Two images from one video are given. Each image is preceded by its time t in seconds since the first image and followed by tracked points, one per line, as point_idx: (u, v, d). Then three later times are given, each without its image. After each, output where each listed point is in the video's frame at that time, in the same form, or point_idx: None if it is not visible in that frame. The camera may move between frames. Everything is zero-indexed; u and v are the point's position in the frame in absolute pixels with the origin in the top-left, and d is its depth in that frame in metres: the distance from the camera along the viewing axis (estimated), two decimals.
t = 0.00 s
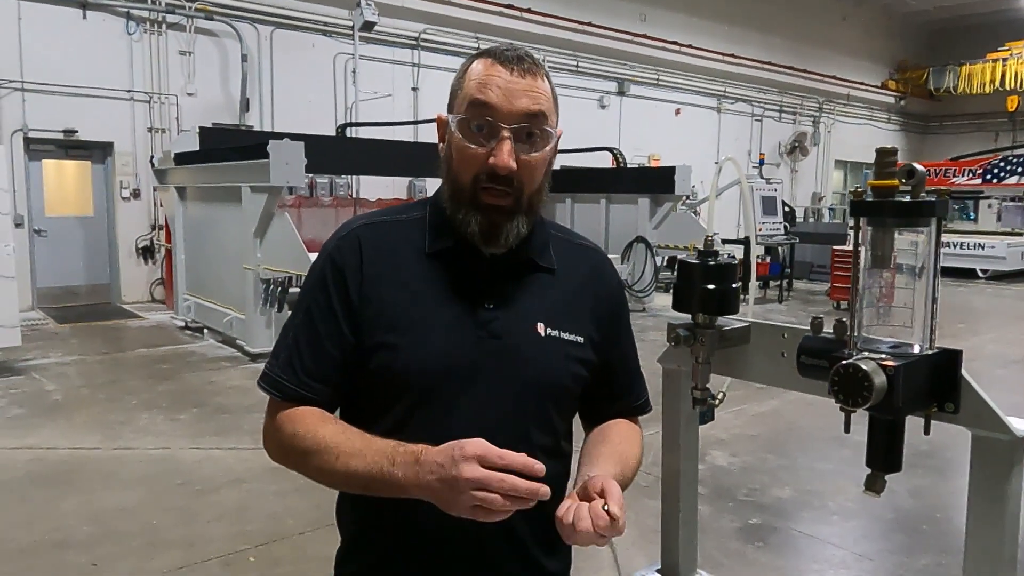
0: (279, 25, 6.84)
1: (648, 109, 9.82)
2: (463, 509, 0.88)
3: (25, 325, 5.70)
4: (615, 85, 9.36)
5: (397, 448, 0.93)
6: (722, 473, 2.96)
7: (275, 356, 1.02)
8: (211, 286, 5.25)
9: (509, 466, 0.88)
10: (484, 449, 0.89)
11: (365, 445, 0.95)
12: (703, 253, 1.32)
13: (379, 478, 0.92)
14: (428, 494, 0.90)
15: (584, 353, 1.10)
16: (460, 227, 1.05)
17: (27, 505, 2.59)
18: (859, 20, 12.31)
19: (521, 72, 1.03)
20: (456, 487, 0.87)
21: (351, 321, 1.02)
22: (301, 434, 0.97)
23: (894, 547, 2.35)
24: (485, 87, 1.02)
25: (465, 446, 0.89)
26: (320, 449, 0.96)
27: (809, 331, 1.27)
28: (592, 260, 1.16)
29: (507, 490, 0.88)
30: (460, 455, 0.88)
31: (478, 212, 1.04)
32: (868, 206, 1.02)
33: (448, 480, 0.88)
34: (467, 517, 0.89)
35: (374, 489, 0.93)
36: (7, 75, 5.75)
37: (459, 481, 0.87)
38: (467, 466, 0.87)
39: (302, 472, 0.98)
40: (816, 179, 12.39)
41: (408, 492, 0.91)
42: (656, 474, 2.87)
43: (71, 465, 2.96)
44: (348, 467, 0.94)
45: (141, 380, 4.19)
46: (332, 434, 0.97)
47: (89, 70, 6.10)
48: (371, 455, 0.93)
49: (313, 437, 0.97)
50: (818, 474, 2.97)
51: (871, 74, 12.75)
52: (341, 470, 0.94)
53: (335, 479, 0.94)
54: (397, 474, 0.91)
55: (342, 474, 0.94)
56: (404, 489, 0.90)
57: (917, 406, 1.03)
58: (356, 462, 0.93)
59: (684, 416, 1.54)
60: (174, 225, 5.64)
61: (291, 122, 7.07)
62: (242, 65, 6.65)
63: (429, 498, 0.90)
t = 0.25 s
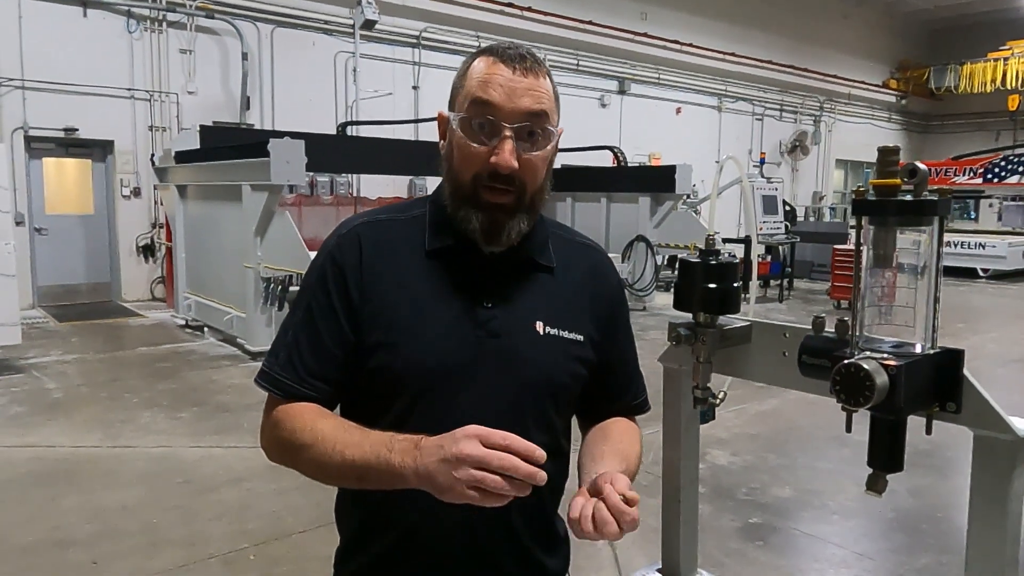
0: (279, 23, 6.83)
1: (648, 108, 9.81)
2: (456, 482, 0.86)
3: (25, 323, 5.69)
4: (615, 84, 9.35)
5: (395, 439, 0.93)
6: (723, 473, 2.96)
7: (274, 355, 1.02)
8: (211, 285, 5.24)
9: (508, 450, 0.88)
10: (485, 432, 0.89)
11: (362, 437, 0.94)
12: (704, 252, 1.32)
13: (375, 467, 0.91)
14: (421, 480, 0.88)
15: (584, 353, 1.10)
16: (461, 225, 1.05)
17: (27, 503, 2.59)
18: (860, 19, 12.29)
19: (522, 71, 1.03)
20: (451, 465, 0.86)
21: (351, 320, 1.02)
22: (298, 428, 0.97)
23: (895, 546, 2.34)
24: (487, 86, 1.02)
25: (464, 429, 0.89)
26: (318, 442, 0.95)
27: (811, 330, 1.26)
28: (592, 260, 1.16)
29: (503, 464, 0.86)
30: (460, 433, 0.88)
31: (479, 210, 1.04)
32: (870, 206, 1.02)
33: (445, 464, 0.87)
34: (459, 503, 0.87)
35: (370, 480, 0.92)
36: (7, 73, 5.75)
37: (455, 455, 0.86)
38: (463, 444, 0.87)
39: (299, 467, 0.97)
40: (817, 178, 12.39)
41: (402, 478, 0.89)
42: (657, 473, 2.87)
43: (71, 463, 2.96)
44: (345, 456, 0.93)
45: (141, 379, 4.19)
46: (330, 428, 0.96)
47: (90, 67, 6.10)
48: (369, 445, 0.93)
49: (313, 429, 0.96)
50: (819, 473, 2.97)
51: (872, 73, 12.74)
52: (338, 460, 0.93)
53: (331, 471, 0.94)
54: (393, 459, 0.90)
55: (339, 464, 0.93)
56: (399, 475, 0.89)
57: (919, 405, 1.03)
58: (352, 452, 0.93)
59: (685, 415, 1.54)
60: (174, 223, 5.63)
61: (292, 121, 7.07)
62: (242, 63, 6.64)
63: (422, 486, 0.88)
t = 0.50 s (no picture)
0: (279, 24, 6.83)
1: (649, 108, 9.80)
2: (463, 518, 0.86)
3: (26, 323, 5.70)
4: (616, 84, 9.34)
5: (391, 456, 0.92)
6: (724, 472, 2.96)
7: (275, 357, 1.02)
8: (212, 285, 5.24)
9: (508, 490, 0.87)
10: (483, 469, 0.87)
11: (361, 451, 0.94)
12: (705, 252, 1.31)
13: (375, 484, 0.91)
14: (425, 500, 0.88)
15: (585, 354, 1.10)
16: (461, 228, 1.05)
17: (28, 503, 2.60)
18: (861, 18, 12.28)
19: (523, 73, 1.02)
20: (455, 498, 0.86)
21: (351, 321, 1.01)
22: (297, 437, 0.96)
23: (896, 547, 2.34)
24: (487, 90, 1.01)
25: (465, 460, 0.88)
26: (317, 453, 0.95)
27: (812, 330, 1.26)
28: (594, 261, 1.16)
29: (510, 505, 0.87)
30: (462, 470, 0.87)
31: (479, 213, 1.04)
32: (870, 206, 1.02)
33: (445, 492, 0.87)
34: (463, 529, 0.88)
35: (370, 493, 0.91)
36: (8, 74, 5.75)
37: (460, 494, 0.86)
38: (465, 481, 0.87)
39: (300, 472, 0.97)
40: (818, 178, 12.38)
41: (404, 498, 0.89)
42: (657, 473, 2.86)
43: (72, 463, 2.96)
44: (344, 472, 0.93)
45: (142, 379, 4.19)
46: (330, 437, 0.96)
47: (91, 67, 6.10)
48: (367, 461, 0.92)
49: (312, 440, 0.96)
50: (819, 473, 2.97)
51: (873, 73, 12.73)
52: (338, 474, 0.93)
53: (331, 482, 0.94)
54: (394, 478, 0.89)
55: (338, 478, 0.93)
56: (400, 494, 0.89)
57: (921, 405, 1.02)
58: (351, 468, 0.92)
59: (686, 415, 1.54)
60: (175, 223, 5.64)
61: (293, 121, 7.07)
62: (243, 63, 6.64)
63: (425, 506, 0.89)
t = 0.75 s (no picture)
0: (279, 19, 6.81)
1: (649, 103, 9.79)
2: (474, 532, 0.87)
3: (26, 319, 5.70)
4: (616, 79, 9.32)
5: (402, 463, 0.92)
6: (724, 468, 2.96)
7: (275, 354, 1.01)
8: (212, 281, 5.25)
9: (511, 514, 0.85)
10: (486, 494, 0.85)
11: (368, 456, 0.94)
12: (705, 247, 1.31)
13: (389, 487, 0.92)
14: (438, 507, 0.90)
15: (585, 353, 1.10)
16: (460, 218, 1.04)
17: (28, 499, 2.59)
18: (862, 13, 12.25)
19: (528, 62, 1.03)
20: (463, 515, 0.86)
21: (351, 318, 1.01)
22: (305, 441, 0.97)
23: (896, 542, 2.34)
24: (490, 77, 1.01)
25: (470, 479, 0.86)
26: (325, 458, 0.95)
27: (812, 325, 1.26)
28: (595, 257, 1.15)
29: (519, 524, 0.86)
30: (467, 493, 0.86)
31: (478, 201, 1.03)
32: (871, 200, 1.02)
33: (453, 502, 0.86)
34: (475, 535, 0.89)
35: (383, 492, 0.93)
36: (8, 69, 5.74)
37: (468, 514, 0.86)
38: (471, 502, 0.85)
39: (309, 475, 0.98)
40: (818, 174, 12.36)
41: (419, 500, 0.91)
42: (657, 469, 2.87)
43: (72, 459, 2.96)
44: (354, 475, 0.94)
45: (142, 375, 4.19)
46: (335, 439, 0.96)
47: (90, 63, 6.09)
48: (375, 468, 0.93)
49: (319, 445, 0.96)
50: (819, 468, 2.97)
51: (874, 68, 12.70)
52: (348, 478, 0.94)
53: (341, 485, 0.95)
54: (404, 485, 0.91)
55: (348, 480, 0.94)
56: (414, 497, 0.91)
57: (921, 400, 1.02)
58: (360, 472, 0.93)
59: (685, 410, 1.53)
60: (175, 219, 5.63)
61: (292, 116, 7.06)
62: (243, 59, 6.63)
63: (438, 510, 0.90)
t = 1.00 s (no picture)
0: (278, 18, 6.81)
1: (649, 102, 9.78)
2: (471, 528, 0.87)
3: (25, 319, 5.69)
4: (616, 79, 9.32)
5: (400, 459, 0.92)
6: (723, 467, 2.96)
7: (274, 355, 1.01)
8: (211, 280, 5.24)
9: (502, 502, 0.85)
10: (480, 483, 0.85)
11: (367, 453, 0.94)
12: (704, 245, 1.31)
13: (385, 483, 0.92)
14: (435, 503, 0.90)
15: (586, 352, 1.09)
16: (461, 214, 1.04)
17: (28, 499, 2.59)
18: (861, 12, 12.25)
19: (536, 61, 1.03)
20: (460, 509, 0.86)
21: (350, 318, 1.01)
22: (304, 441, 0.97)
23: (895, 540, 2.35)
24: (498, 73, 1.02)
25: (466, 470, 0.87)
26: (324, 457, 0.95)
27: (811, 324, 1.26)
28: (596, 256, 1.15)
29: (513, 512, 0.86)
30: (463, 485, 0.86)
31: (479, 195, 1.03)
32: (869, 200, 1.02)
33: (450, 495, 0.87)
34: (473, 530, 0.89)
35: (380, 491, 0.93)
36: (6, 69, 5.74)
37: (465, 508, 0.86)
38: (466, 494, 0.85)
39: (310, 474, 0.98)
40: (817, 173, 12.36)
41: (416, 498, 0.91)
42: (657, 468, 2.87)
43: (71, 459, 2.96)
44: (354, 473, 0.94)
45: (142, 374, 4.19)
46: (334, 439, 0.96)
47: (89, 62, 6.09)
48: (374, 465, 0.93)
49: (317, 444, 0.96)
50: (819, 467, 2.97)
51: (873, 67, 12.69)
52: (348, 476, 0.94)
53: (341, 484, 0.95)
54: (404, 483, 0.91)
55: (348, 479, 0.94)
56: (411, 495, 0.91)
57: (919, 399, 1.02)
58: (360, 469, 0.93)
59: (685, 410, 1.53)
60: (174, 219, 5.62)
61: (292, 115, 7.05)
62: (242, 58, 6.62)
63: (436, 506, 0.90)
